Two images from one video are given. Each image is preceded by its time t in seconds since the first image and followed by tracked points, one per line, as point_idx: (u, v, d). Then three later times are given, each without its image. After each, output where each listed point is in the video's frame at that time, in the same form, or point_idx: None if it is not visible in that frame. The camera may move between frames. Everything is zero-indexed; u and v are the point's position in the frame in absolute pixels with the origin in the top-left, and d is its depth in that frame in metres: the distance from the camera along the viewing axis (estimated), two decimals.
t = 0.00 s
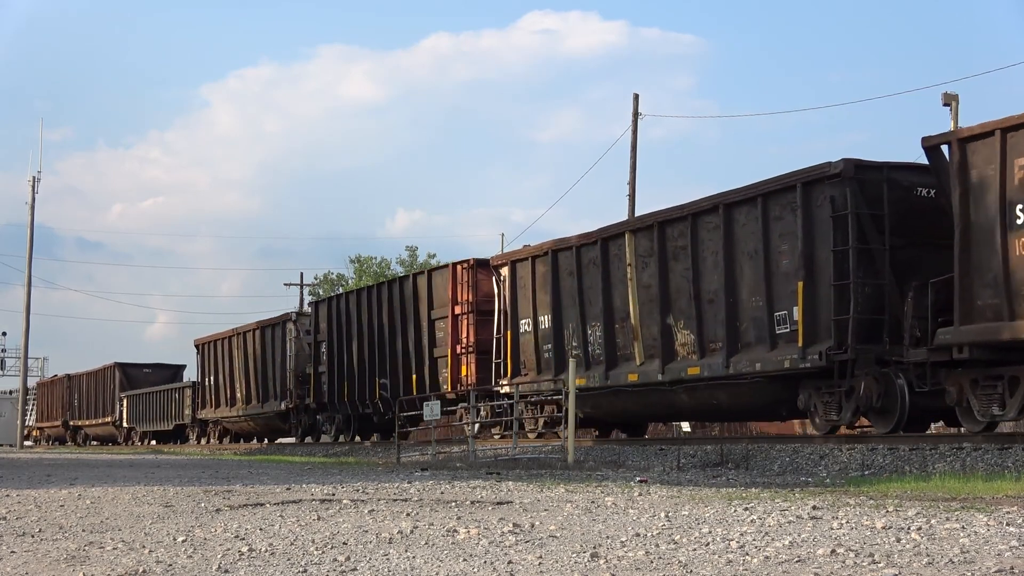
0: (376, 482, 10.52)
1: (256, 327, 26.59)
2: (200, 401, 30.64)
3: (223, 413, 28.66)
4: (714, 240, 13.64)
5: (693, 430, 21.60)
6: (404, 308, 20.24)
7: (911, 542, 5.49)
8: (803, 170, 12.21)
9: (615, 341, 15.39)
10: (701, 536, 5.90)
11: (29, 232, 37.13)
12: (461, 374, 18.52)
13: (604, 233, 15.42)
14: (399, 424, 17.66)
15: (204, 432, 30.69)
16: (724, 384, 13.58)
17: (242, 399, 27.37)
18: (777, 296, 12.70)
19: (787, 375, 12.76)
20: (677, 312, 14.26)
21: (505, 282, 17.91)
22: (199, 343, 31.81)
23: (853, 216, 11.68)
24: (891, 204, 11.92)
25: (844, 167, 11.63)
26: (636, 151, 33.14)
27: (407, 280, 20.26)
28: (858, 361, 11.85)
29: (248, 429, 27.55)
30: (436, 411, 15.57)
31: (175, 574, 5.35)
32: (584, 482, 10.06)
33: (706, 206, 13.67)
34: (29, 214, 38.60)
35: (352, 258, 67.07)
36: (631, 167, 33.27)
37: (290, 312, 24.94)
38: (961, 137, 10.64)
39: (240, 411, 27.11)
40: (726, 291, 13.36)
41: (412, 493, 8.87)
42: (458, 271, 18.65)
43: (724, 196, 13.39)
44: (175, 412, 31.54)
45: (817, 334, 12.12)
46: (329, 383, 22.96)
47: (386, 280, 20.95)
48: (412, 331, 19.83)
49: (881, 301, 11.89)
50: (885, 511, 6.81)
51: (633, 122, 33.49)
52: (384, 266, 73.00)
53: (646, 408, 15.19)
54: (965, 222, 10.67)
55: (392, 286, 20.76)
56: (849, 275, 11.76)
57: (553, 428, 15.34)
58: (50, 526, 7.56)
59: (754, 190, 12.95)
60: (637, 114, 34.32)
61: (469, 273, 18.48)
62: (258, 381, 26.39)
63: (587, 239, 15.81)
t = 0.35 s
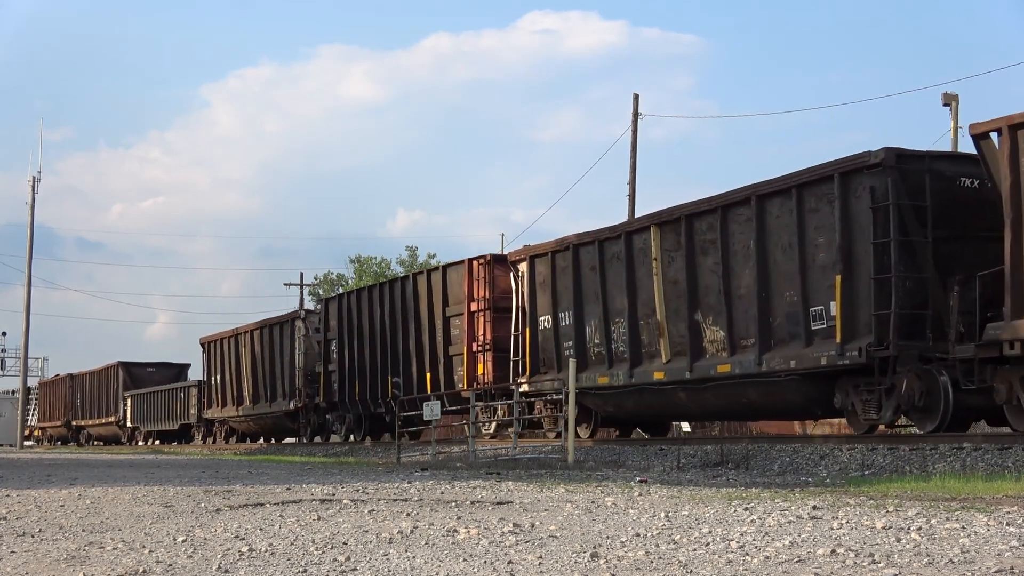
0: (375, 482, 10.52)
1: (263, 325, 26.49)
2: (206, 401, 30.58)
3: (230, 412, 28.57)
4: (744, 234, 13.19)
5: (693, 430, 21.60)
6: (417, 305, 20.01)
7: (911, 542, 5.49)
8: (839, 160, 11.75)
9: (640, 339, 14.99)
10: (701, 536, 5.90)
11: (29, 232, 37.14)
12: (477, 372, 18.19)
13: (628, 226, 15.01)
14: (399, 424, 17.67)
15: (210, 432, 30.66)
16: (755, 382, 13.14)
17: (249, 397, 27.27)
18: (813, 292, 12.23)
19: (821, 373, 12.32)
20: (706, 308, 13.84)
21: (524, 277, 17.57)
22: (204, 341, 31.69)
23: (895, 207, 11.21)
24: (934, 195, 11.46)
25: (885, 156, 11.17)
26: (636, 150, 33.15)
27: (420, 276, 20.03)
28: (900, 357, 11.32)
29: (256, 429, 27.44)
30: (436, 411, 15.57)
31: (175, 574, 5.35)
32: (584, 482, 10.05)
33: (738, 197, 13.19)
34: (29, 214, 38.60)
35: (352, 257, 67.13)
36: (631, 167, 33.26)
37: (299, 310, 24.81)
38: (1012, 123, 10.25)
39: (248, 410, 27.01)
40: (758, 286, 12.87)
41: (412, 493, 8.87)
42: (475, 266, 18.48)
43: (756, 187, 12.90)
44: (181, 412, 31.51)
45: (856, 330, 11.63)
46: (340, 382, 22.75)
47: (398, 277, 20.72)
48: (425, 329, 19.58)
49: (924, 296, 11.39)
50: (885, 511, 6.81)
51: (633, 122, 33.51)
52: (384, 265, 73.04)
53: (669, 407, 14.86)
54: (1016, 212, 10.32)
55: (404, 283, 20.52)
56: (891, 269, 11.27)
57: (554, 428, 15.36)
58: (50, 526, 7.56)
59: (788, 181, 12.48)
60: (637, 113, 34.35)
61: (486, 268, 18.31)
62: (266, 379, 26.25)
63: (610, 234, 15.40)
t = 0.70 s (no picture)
0: (376, 483, 10.52)
1: (271, 322, 26.24)
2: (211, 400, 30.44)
3: (236, 412, 28.46)
4: (778, 226, 12.71)
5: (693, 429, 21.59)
6: (430, 302, 19.54)
7: (911, 542, 5.49)
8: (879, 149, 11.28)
9: (666, 334, 14.48)
10: (701, 536, 5.90)
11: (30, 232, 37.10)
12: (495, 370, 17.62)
13: (654, 219, 14.47)
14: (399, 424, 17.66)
15: (216, 431, 30.61)
16: (790, 379, 12.66)
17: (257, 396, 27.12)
18: (852, 285, 11.74)
19: (861, 368, 11.87)
20: (737, 303, 13.34)
21: (544, 272, 17.08)
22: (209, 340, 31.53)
23: (940, 196, 10.77)
24: (979, 185, 11.06)
25: (930, 144, 10.72)
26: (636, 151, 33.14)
27: (432, 272, 19.53)
28: (945, 353, 10.93)
29: (263, 428, 27.34)
30: (436, 411, 15.56)
31: (174, 574, 5.35)
32: (584, 482, 10.05)
33: (772, 188, 12.69)
34: (30, 214, 38.60)
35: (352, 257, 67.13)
36: (631, 167, 33.25)
37: (308, 308, 24.47)
38: None
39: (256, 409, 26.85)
40: (794, 279, 12.37)
41: (412, 493, 8.87)
42: (492, 262, 17.69)
43: (792, 177, 12.41)
44: (187, 411, 31.44)
45: (898, 325, 11.18)
46: (351, 381, 22.45)
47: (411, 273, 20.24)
48: (439, 327, 19.15)
49: (968, 289, 11.02)
50: (885, 511, 6.81)
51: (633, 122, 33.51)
52: (383, 265, 73.03)
53: (698, 406, 14.38)
54: None
55: (416, 280, 20.05)
56: (936, 261, 10.83)
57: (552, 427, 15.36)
58: (50, 526, 7.56)
59: (825, 171, 11.99)
60: (637, 114, 34.34)
61: (503, 264, 17.51)
62: (274, 378, 26.05)
63: (635, 227, 14.86)
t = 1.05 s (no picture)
0: (375, 482, 10.51)
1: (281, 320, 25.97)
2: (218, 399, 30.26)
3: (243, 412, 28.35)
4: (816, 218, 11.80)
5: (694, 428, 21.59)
6: (446, 298, 19.14)
7: (911, 542, 5.49)
8: (925, 136, 10.43)
9: (694, 332, 13.64)
10: (701, 536, 5.89)
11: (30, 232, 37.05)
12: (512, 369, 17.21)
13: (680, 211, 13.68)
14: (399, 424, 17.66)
15: (222, 431, 30.51)
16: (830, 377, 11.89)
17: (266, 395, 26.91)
18: (894, 279, 10.90)
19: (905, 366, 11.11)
20: (770, 298, 12.50)
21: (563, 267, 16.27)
22: (217, 338, 31.36)
23: (989, 186, 9.90)
24: None
25: (979, 131, 9.87)
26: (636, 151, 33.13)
27: (449, 268, 19.16)
28: (995, 350, 10.09)
29: (272, 427, 27.19)
30: (436, 411, 15.55)
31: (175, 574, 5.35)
32: (583, 482, 10.04)
33: (810, 177, 11.81)
34: (30, 214, 38.60)
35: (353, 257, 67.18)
36: (631, 167, 33.22)
37: (319, 305, 24.07)
38: None
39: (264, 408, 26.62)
40: (831, 273, 11.54)
41: (412, 493, 8.86)
42: (509, 259, 17.33)
43: (829, 166, 11.56)
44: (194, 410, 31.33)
45: (944, 321, 10.35)
46: (363, 380, 22.12)
47: (425, 269, 19.89)
48: (454, 323, 18.72)
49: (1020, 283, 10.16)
50: (885, 511, 6.80)
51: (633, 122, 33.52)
52: (383, 265, 73.07)
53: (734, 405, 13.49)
54: None
55: (432, 276, 19.69)
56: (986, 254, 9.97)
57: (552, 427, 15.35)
58: (50, 526, 7.55)
59: (865, 159, 11.13)
60: (637, 114, 34.37)
61: (521, 260, 17.14)
62: (283, 377, 25.81)
63: (662, 219, 14.01)
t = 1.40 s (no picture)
0: (375, 483, 10.52)
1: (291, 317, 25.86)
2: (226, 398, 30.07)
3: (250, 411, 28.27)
4: (854, 211, 11.51)
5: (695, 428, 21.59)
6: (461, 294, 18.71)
7: (911, 542, 5.49)
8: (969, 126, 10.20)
9: (726, 327, 13.33)
10: (701, 536, 5.90)
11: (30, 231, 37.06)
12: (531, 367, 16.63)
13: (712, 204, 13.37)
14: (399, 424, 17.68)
15: (229, 431, 30.44)
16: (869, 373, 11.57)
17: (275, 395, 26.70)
18: (939, 273, 10.58)
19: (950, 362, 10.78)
20: (806, 293, 12.17)
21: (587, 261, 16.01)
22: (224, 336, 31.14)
23: None
24: None
25: None
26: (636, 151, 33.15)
27: (464, 263, 18.74)
28: None
29: (280, 426, 26.98)
30: (436, 411, 15.57)
31: (174, 574, 5.35)
32: (584, 482, 10.05)
33: (849, 167, 11.49)
34: (30, 214, 38.62)
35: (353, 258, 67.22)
36: (631, 167, 33.24)
37: (329, 302, 23.86)
38: None
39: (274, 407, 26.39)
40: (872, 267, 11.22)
41: (412, 493, 8.87)
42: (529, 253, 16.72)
43: (869, 156, 11.23)
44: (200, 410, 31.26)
45: (994, 315, 10.03)
46: (374, 378, 21.79)
47: (441, 265, 19.49)
48: (470, 320, 18.30)
49: None
50: (885, 511, 6.82)
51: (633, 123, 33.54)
52: (383, 265, 73.06)
53: (767, 403, 13.19)
54: None
55: (448, 271, 19.25)
56: None
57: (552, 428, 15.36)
58: (50, 526, 7.56)
59: (907, 150, 10.81)
60: (637, 114, 34.38)
61: (542, 255, 16.55)
62: (292, 376, 25.61)
63: (691, 213, 13.77)
